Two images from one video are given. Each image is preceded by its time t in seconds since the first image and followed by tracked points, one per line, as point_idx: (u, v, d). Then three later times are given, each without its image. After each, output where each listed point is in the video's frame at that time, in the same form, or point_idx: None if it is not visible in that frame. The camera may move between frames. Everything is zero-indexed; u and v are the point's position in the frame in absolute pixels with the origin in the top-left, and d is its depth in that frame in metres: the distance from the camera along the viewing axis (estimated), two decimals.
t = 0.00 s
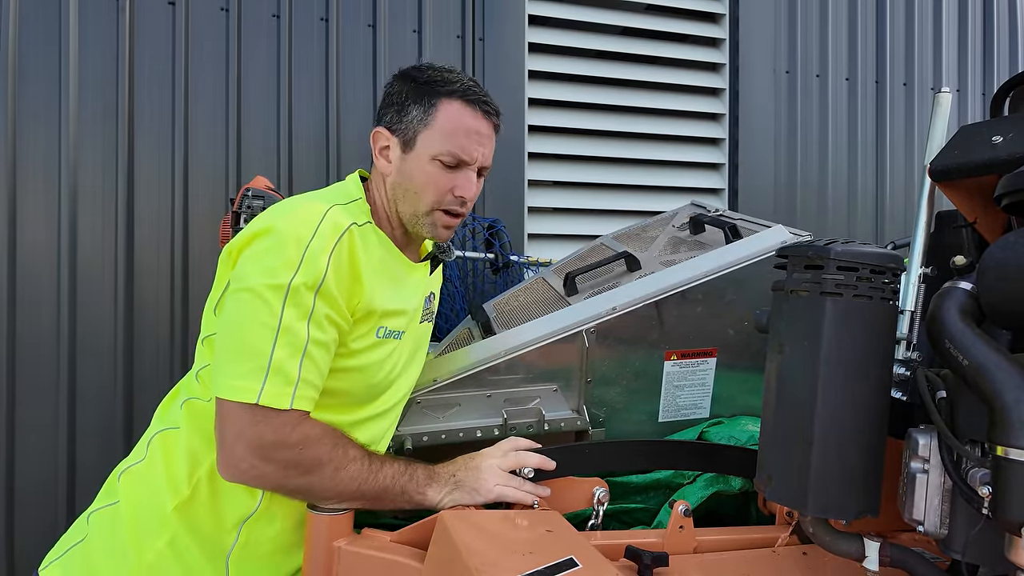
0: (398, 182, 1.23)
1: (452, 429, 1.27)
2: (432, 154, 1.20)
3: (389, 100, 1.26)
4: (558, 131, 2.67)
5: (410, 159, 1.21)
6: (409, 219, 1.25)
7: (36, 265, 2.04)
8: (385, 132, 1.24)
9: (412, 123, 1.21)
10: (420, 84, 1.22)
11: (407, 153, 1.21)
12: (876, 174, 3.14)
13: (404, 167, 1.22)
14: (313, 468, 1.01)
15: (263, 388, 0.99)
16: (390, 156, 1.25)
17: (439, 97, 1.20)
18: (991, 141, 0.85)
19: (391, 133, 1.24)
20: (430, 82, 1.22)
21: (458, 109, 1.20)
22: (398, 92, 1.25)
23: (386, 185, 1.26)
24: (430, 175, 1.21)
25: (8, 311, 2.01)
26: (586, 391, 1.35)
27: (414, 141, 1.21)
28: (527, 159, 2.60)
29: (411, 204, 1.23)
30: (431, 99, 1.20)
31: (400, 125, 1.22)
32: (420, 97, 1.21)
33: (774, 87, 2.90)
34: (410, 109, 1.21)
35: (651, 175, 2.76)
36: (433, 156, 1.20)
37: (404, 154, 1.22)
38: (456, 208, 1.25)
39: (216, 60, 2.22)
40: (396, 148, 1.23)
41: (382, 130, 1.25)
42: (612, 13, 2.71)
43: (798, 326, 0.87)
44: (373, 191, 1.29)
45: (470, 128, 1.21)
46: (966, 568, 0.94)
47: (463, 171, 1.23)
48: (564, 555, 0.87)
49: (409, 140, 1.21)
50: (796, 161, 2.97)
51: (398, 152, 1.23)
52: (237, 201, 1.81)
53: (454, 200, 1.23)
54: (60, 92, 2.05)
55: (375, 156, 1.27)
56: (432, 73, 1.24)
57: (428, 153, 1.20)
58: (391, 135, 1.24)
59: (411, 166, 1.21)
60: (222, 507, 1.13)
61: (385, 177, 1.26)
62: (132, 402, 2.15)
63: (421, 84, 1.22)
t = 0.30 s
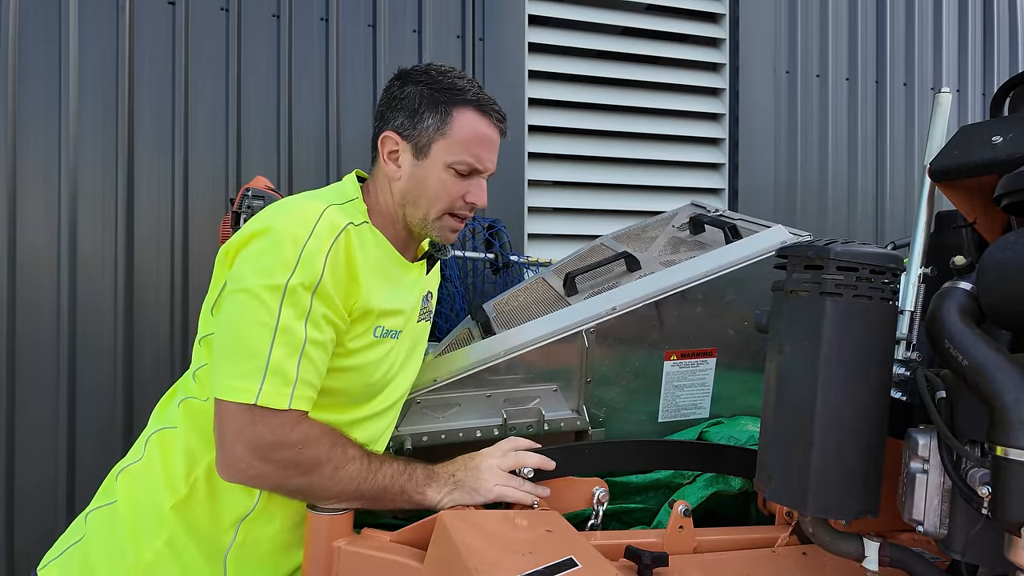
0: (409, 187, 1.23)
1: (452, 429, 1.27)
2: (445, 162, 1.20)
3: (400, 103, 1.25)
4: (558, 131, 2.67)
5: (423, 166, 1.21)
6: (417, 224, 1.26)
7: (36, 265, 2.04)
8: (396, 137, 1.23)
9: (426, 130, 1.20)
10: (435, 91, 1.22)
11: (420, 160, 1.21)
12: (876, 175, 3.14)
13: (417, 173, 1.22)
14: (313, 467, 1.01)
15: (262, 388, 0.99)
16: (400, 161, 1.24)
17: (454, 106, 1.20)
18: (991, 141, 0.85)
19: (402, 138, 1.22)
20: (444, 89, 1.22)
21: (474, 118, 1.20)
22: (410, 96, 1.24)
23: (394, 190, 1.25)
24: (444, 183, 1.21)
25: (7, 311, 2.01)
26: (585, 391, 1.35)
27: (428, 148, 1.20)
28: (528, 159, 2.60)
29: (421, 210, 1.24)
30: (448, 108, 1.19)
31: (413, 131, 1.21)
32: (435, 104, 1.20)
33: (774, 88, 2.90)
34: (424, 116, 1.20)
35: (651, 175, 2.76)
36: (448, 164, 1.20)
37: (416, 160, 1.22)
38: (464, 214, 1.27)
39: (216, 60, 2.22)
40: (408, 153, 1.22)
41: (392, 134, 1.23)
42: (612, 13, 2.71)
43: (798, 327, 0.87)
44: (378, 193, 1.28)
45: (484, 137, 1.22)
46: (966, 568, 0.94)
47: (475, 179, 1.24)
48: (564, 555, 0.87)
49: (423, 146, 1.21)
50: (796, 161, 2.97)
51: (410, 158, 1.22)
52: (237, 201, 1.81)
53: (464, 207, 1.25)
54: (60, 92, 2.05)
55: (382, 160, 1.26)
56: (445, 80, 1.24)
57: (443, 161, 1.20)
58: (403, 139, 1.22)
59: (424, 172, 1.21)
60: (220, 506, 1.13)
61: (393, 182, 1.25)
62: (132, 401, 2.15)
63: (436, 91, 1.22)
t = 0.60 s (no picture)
0: (428, 198, 1.23)
1: (452, 429, 1.27)
2: (468, 176, 1.22)
3: (422, 112, 1.22)
4: (558, 131, 2.67)
5: (445, 179, 1.21)
6: (430, 231, 1.27)
7: (36, 265, 2.04)
8: (419, 148, 1.21)
9: (451, 144, 1.20)
10: (461, 106, 1.21)
11: (443, 173, 1.21)
12: (876, 176, 3.14)
13: (437, 185, 1.22)
14: (313, 467, 1.01)
15: (263, 387, 0.99)
16: (419, 171, 1.22)
17: (480, 122, 1.21)
18: (991, 141, 0.85)
19: (424, 149, 1.21)
20: (469, 104, 1.22)
21: (497, 136, 1.23)
22: (434, 107, 1.22)
23: (409, 198, 1.24)
24: (464, 196, 1.23)
25: (8, 311, 2.01)
26: (585, 391, 1.35)
27: (452, 162, 1.20)
28: (527, 159, 2.59)
29: (437, 219, 1.25)
30: (475, 125, 1.20)
31: (437, 144, 1.19)
32: (462, 120, 1.20)
33: (774, 87, 2.90)
34: (450, 130, 1.19)
35: (651, 175, 2.76)
36: (471, 179, 1.22)
37: (438, 173, 1.21)
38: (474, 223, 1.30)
39: (216, 60, 2.22)
40: (429, 165, 1.21)
41: (414, 145, 1.21)
42: (612, 13, 2.71)
43: (798, 326, 0.87)
44: (388, 199, 1.26)
45: (504, 153, 1.25)
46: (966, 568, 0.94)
47: (489, 191, 1.27)
48: (564, 555, 0.87)
49: (447, 160, 1.20)
50: (796, 161, 2.97)
51: (433, 170, 1.21)
52: (237, 201, 1.81)
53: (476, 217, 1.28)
54: (60, 92, 2.05)
55: (398, 167, 1.23)
56: (467, 94, 1.24)
57: (467, 176, 1.21)
58: (425, 150, 1.21)
59: (445, 185, 1.21)
60: (220, 506, 1.13)
61: (409, 190, 1.24)
62: (132, 401, 2.15)
63: (460, 105, 1.22)
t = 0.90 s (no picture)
0: (414, 189, 1.23)
1: (452, 429, 1.27)
2: (451, 165, 1.21)
3: (405, 104, 1.24)
4: (558, 131, 2.67)
5: (428, 168, 1.21)
6: (419, 225, 1.26)
7: (36, 265, 2.04)
8: (401, 139, 1.22)
9: (432, 133, 1.20)
10: (440, 94, 1.22)
11: (426, 162, 1.21)
12: (876, 176, 3.14)
13: (422, 175, 1.22)
14: (312, 468, 1.01)
15: (261, 389, 0.99)
16: (404, 162, 1.23)
17: (461, 110, 1.21)
18: (991, 141, 0.85)
19: (406, 140, 1.22)
20: (449, 92, 1.22)
21: (478, 121, 1.22)
22: (415, 99, 1.23)
23: (397, 191, 1.25)
24: (449, 185, 1.22)
25: (7, 311, 2.01)
26: (585, 391, 1.35)
27: (433, 150, 1.20)
28: (527, 159, 2.59)
29: (424, 210, 1.24)
30: (454, 111, 1.20)
31: (418, 134, 1.20)
32: (442, 108, 1.20)
33: (774, 87, 2.90)
34: (430, 119, 1.20)
35: (651, 175, 2.76)
36: (454, 167, 1.21)
37: (422, 163, 1.21)
38: (464, 216, 1.28)
39: (216, 60, 2.22)
40: (412, 155, 1.22)
41: (397, 136, 1.22)
42: (612, 13, 2.71)
43: (798, 327, 0.87)
44: (378, 193, 1.27)
45: (489, 142, 1.24)
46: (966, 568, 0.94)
47: (477, 182, 1.25)
48: (564, 555, 0.87)
49: (428, 150, 1.21)
50: (796, 161, 2.97)
51: (416, 161, 1.22)
52: (237, 201, 1.81)
53: (466, 209, 1.26)
54: (60, 91, 2.05)
55: (384, 160, 1.25)
56: (448, 82, 1.24)
57: (449, 164, 1.21)
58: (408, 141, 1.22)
59: (428, 175, 1.21)
60: (220, 506, 1.14)
61: (396, 183, 1.25)
62: (132, 400, 2.15)
63: (441, 94, 1.22)
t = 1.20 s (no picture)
0: (394, 175, 1.26)
1: (452, 429, 1.27)
2: (429, 152, 1.24)
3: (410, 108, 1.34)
4: (558, 131, 2.67)
5: (410, 156, 1.25)
6: (394, 211, 1.25)
7: (36, 265, 2.04)
8: (397, 134, 1.30)
9: (420, 124, 1.27)
10: (433, 93, 1.29)
11: (409, 149, 1.26)
12: (876, 176, 3.14)
13: (402, 164, 1.26)
14: (313, 467, 1.01)
15: (263, 389, 0.99)
16: (394, 155, 1.29)
17: (449, 105, 1.26)
18: (991, 141, 0.85)
19: (402, 135, 1.30)
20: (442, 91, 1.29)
21: (458, 113, 1.25)
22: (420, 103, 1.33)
23: (386, 182, 1.29)
24: (422, 172, 1.23)
25: (8, 312, 2.01)
26: (585, 391, 1.35)
27: (415, 140, 1.26)
28: (527, 159, 2.59)
29: (398, 196, 1.24)
30: (438, 105, 1.26)
31: (408, 127, 1.28)
32: (430, 102, 1.28)
33: (774, 88, 2.90)
34: (419, 113, 1.28)
35: (651, 175, 2.76)
36: (429, 155, 1.23)
37: (405, 153, 1.27)
38: (438, 211, 1.24)
39: (216, 60, 2.22)
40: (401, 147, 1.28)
41: (395, 133, 1.31)
42: (612, 13, 2.71)
43: (798, 327, 0.87)
44: (374, 188, 1.32)
45: (471, 135, 1.24)
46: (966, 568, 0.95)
47: (455, 174, 1.24)
48: (564, 555, 0.87)
49: (414, 139, 1.26)
50: (796, 161, 2.97)
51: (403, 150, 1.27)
52: (237, 201, 1.81)
53: (437, 200, 1.23)
54: (60, 92, 2.05)
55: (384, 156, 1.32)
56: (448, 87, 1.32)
57: (425, 151, 1.24)
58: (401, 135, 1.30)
59: (407, 163, 1.25)
60: (211, 503, 1.14)
61: (386, 174, 1.29)
62: (133, 400, 2.15)
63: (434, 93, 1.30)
